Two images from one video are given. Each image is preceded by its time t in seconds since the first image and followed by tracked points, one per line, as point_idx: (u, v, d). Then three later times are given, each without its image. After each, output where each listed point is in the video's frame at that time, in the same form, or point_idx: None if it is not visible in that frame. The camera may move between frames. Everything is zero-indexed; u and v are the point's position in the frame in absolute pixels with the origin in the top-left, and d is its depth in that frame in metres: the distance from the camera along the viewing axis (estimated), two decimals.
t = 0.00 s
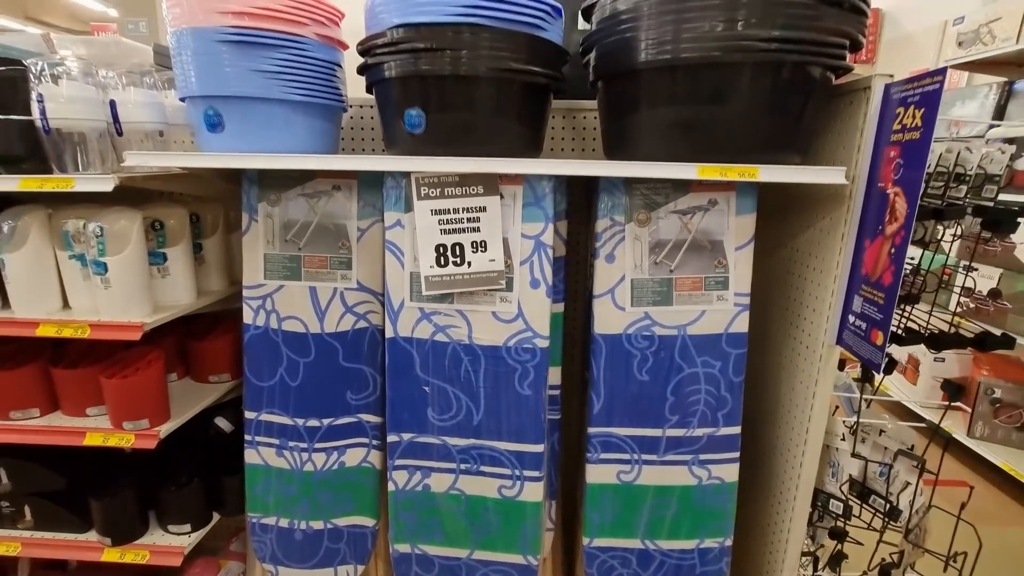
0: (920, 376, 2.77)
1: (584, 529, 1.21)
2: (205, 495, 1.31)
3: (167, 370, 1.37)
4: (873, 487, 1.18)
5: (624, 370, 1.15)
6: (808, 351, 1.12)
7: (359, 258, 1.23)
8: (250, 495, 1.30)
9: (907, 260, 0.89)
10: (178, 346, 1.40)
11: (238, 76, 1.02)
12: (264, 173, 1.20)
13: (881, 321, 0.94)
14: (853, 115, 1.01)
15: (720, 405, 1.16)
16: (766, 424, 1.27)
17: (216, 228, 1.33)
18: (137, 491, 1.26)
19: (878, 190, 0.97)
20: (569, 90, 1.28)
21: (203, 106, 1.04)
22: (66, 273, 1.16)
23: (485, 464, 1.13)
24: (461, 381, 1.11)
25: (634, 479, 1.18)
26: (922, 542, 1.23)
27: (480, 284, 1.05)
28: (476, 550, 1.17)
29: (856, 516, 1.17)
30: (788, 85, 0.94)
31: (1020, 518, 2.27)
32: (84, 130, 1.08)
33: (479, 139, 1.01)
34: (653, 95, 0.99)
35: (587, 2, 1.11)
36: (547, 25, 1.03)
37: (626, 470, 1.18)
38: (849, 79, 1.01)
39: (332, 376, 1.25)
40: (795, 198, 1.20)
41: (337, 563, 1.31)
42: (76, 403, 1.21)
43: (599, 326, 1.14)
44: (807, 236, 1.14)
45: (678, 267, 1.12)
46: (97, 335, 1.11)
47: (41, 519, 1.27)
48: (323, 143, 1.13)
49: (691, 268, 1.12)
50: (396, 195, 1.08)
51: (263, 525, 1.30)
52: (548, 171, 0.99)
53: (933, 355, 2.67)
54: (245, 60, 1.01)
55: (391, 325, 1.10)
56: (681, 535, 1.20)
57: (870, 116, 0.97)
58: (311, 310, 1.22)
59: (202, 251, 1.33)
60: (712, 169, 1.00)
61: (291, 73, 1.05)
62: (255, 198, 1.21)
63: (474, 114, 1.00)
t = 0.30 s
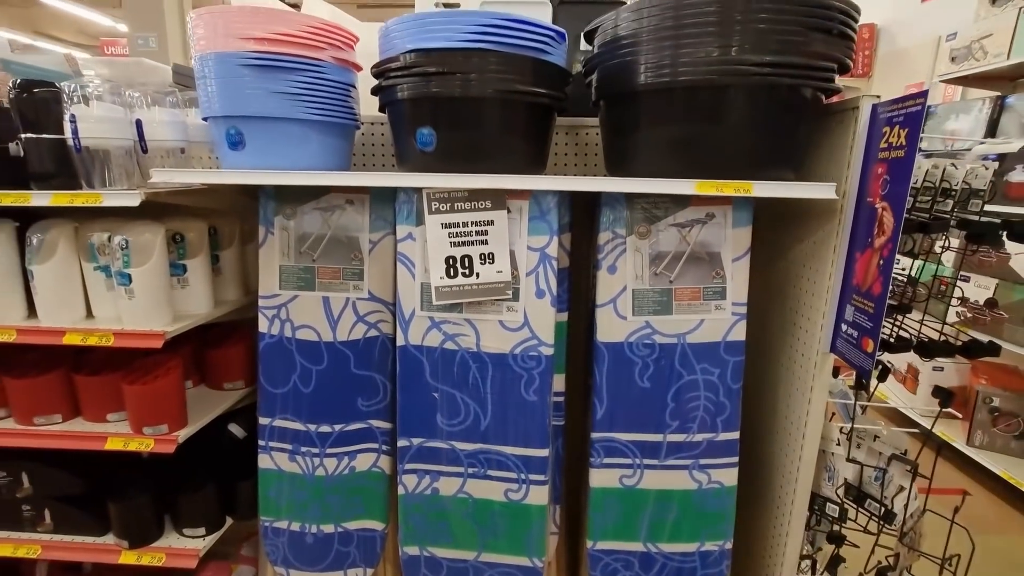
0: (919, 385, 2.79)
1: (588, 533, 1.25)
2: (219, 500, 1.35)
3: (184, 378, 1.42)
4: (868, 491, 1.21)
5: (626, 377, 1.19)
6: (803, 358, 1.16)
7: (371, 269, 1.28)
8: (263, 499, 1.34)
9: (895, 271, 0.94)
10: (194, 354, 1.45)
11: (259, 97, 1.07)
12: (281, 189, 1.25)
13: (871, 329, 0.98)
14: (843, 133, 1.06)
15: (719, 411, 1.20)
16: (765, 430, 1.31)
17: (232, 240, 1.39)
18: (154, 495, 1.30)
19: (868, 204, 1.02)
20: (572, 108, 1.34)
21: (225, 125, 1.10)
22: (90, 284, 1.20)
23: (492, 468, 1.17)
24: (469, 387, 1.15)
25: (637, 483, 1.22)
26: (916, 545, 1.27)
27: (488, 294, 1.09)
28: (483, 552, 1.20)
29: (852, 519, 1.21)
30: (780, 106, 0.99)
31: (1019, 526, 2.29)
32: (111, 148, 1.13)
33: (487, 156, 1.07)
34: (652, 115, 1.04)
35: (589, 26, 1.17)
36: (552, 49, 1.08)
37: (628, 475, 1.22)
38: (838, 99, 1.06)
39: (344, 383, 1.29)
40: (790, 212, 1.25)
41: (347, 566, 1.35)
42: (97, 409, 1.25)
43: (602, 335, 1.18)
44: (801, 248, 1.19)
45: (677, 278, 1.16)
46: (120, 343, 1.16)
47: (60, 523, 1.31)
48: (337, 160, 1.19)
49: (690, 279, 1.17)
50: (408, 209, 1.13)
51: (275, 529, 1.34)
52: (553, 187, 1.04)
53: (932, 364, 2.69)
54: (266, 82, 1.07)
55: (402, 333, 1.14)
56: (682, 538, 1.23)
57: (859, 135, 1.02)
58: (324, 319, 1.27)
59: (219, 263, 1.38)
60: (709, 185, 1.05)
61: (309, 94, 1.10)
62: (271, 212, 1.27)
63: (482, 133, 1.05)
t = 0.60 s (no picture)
0: (920, 387, 2.82)
1: (596, 526, 1.28)
2: (236, 495, 1.38)
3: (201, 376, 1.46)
4: (869, 486, 1.25)
5: (632, 375, 1.23)
6: (805, 357, 1.20)
7: (385, 269, 1.32)
8: (278, 493, 1.37)
9: (893, 271, 0.97)
10: (211, 353, 1.49)
11: (280, 104, 1.12)
12: (298, 192, 1.30)
13: (870, 327, 1.02)
14: (843, 139, 1.10)
15: (724, 407, 1.24)
16: (767, 427, 1.34)
17: (249, 241, 1.43)
18: (174, 489, 1.34)
19: (866, 207, 1.06)
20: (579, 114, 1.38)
21: (247, 131, 1.14)
22: (114, 284, 1.24)
23: (503, 462, 1.21)
24: (481, 384, 1.19)
25: (643, 478, 1.25)
26: (917, 539, 1.30)
27: (500, 293, 1.13)
28: (494, 545, 1.24)
29: (853, 513, 1.24)
30: (781, 114, 1.04)
31: (1019, 525, 2.31)
32: (138, 152, 1.18)
33: (499, 161, 1.11)
34: (658, 122, 1.09)
35: (597, 36, 1.21)
36: (562, 58, 1.13)
37: (635, 470, 1.25)
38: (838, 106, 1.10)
39: (358, 381, 1.33)
40: (791, 215, 1.29)
41: (360, 559, 1.38)
42: (120, 405, 1.29)
43: (609, 334, 1.22)
44: (803, 250, 1.23)
45: (683, 278, 1.21)
46: (145, 341, 1.20)
47: (81, 517, 1.35)
48: (354, 164, 1.23)
49: (695, 280, 1.21)
50: (423, 212, 1.17)
51: (290, 523, 1.37)
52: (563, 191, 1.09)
53: (933, 366, 2.73)
54: (287, 90, 1.11)
55: (417, 332, 1.18)
56: (688, 532, 1.27)
57: (858, 141, 1.06)
58: (339, 319, 1.31)
59: (237, 264, 1.42)
60: (713, 188, 1.10)
61: (328, 101, 1.15)
62: (289, 214, 1.31)
63: (495, 138, 1.09)
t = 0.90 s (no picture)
0: (918, 386, 2.86)
1: (602, 518, 1.32)
2: (252, 487, 1.42)
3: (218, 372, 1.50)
4: (866, 478, 1.29)
5: (637, 370, 1.27)
6: (804, 353, 1.24)
7: (397, 268, 1.36)
8: (293, 486, 1.41)
9: (888, 270, 1.02)
10: (227, 350, 1.53)
11: (299, 109, 1.16)
12: (314, 194, 1.34)
13: (866, 323, 1.06)
14: (840, 143, 1.15)
15: (726, 402, 1.28)
16: (768, 421, 1.38)
17: (265, 242, 1.47)
18: (192, 482, 1.38)
19: (863, 209, 1.10)
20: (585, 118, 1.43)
21: (267, 136, 1.19)
22: (137, 282, 1.29)
23: (513, 455, 1.25)
24: (492, 379, 1.23)
25: (648, 470, 1.29)
26: (913, 530, 1.34)
27: (511, 291, 1.18)
28: (504, 536, 1.28)
29: (851, 504, 1.28)
30: (780, 119, 1.08)
31: (1017, 521, 2.35)
32: (162, 155, 1.22)
33: (510, 164, 1.15)
34: (662, 127, 1.13)
35: (603, 44, 1.26)
36: (570, 66, 1.17)
37: (640, 462, 1.29)
38: (836, 112, 1.15)
39: (371, 377, 1.37)
40: (791, 216, 1.33)
41: (372, 551, 1.42)
42: (141, 400, 1.33)
43: (615, 331, 1.26)
44: (802, 250, 1.27)
45: (686, 277, 1.25)
46: (167, 337, 1.24)
47: (102, 508, 1.39)
48: (369, 167, 1.28)
49: (698, 278, 1.25)
50: (436, 213, 1.22)
51: (304, 515, 1.41)
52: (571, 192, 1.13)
53: (930, 365, 2.77)
54: (305, 96, 1.16)
55: (430, 328, 1.23)
56: (691, 522, 1.31)
57: (854, 145, 1.11)
58: (353, 316, 1.35)
59: (253, 264, 1.47)
60: (715, 190, 1.14)
61: (344, 106, 1.19)
62: (304, 215, 1.35)
63: (506, 142, 1.14)
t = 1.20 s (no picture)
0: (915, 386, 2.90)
1: (605, 512, 1.36)
2: (262, 483, 1.45)
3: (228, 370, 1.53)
4: (862, 473, 1.32)
5: (639, 367, 1.30)
6: (801, 350, 1.28)
7: (405, 268, 1.39)
8: (302, 482, 1.44)
9: (882, 269, 1.05)
10: (237, 348, 1.56)
11: (310, 114, 1.19)
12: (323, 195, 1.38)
13: (862, 321, 1.10)
14: (836, 146, 1.18)
15: (725, 399, 1.31)
16: (766, 418, 1.42)
17: (274, 242, 1.51)
18: (204, 477, 1.41)
19: (858, 210, 1.14)
20: (588, 122, 1.46)
21: (279, 139, 1.22)
22: (151, 282, 1.32)
23: (517, 450, 1.28)
24: (497, 376, 1.26)
25: (649, 465, 1.32)
26: (909, 524, 1.37)
27: (516, 290, 1.21)
28: (509, 529, 1.31)
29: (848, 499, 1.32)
30: (778, 123, 1.12)
31: (1011, 518, 2.39)
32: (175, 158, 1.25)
33: (516, 167, 1.19)
34: (663, 131, 1.17)
35: (606, 49, 1.29)
36: (574, 71, 1.21)
37: (642, 458, 1.32)
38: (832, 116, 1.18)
39: (379, 374, 1.40)
40: (788, 217, 1.36)
41: (379, 545, 1.45)
42: (154, 397, 1.36)
43: (618, 330, 1.30)
44: (799, 250, 1.30)
45: (686, 277, 1.28)
46: (181, 335, 1.27)
47: (115, 503, 1.42)
48: (377, 169, 1.31)
49: (698, 278, 1.28)
50: (443, 214, 1.25)
51: (313, 510, 1.44)
52: (575, 194, 1.16)
53: (927, 365, 2.81)
54: (316, 100, 1.19)
55: (437, 326, 1.26)
56: (691, 517, 1.34)
57: (849, 148, 1.14)
58: (361, 315, 1.38)
59: (263, 264, 1.50)
60: (715, 192, 1.17)
61: (354, 111, 1.23)
62: (313, 216, 1.39)
63: (512, 146, 1.17)
